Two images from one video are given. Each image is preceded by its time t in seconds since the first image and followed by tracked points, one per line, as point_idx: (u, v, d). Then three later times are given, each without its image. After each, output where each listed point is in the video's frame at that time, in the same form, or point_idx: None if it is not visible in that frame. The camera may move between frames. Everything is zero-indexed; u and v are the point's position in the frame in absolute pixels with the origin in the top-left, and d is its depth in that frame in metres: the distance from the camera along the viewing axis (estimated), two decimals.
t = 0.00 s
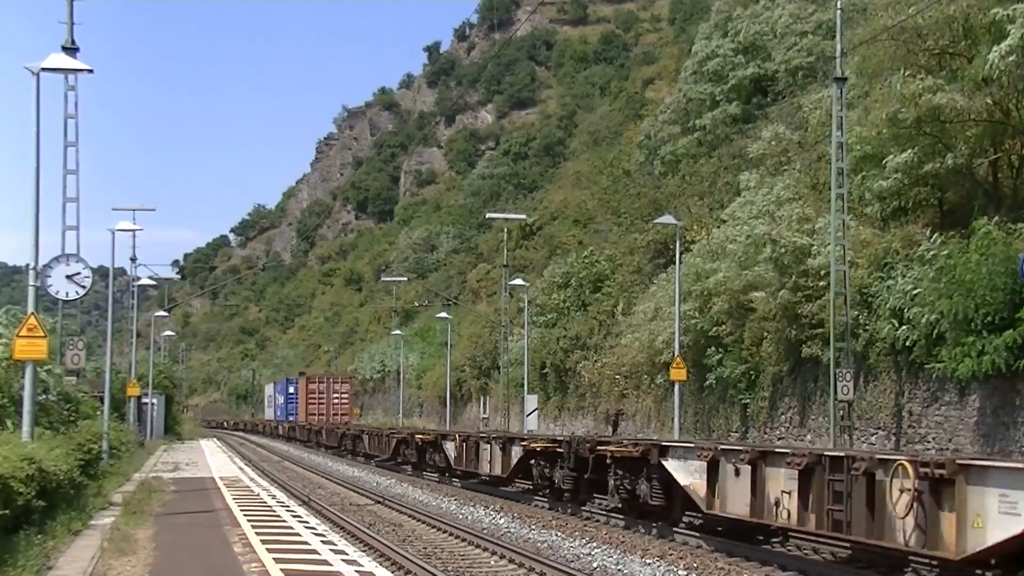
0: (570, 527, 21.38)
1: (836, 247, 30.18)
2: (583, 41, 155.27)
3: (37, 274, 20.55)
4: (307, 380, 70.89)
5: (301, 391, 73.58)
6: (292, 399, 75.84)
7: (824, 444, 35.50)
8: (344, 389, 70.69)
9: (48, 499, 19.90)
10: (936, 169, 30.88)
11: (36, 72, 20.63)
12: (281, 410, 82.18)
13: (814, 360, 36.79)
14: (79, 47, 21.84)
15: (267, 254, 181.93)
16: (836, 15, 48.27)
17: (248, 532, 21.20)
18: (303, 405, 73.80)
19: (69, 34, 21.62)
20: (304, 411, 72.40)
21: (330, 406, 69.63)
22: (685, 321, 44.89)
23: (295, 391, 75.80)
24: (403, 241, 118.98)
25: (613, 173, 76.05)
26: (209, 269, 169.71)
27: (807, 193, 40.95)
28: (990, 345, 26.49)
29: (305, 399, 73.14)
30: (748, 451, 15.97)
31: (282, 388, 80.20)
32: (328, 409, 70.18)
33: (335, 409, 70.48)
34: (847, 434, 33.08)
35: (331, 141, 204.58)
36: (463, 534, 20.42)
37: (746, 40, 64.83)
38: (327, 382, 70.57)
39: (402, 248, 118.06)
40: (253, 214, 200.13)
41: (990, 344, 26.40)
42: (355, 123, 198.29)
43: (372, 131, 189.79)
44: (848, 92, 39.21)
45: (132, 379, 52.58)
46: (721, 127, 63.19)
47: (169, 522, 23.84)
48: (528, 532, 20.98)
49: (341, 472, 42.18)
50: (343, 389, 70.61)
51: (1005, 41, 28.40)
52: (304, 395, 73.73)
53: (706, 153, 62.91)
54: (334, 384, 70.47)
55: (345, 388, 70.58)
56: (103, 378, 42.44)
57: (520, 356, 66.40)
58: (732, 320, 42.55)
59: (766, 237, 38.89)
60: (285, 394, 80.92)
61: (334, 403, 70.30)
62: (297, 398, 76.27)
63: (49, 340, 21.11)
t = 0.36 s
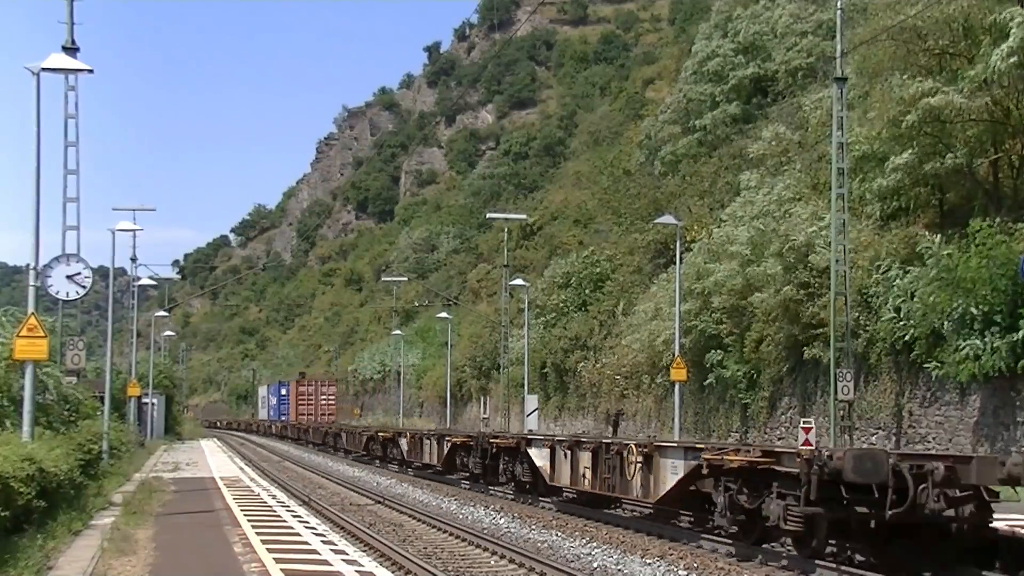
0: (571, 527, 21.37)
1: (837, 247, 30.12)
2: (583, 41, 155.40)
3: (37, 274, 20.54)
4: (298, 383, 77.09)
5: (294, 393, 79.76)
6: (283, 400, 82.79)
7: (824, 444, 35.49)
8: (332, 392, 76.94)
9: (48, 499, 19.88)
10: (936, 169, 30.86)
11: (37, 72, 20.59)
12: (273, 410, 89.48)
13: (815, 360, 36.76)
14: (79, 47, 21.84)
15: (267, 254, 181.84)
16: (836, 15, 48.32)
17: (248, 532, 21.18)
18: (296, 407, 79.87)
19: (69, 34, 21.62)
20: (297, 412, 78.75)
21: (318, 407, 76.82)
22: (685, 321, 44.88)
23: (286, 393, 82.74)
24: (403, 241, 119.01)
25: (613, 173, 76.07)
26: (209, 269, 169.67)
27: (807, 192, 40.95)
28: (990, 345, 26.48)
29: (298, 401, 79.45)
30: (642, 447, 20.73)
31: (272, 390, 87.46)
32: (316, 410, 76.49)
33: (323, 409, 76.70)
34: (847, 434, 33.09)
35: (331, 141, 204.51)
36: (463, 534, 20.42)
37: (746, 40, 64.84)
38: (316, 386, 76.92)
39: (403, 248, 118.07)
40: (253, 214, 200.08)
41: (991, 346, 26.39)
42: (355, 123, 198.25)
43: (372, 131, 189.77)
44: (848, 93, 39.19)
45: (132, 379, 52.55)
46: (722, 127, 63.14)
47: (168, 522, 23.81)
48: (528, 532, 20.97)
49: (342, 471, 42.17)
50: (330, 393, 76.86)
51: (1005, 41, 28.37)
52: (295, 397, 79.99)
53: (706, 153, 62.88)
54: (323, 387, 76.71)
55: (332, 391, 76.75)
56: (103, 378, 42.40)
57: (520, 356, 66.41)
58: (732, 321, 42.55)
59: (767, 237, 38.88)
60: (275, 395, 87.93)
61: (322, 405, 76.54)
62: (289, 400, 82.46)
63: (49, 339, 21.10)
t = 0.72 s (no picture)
0: (571, 527, 21.40)
1: (836, 246, 30.11)
2: (583, 42, 155.50)
3: (37, 274, 20.54)
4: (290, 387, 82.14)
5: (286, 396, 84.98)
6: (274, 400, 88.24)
7: (825, 444, 35.48)
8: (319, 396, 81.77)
9: (48, 499, 19.90)
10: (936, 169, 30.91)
11: (37, 72, 20.59)
12: (266, 410, 95.26)
13: (815, 361, 36.75)
14: (79, 47, 21.83)
15: (267, 254, 181.80)
16: (836, 15, 48.39)
17: (248, 532, 21.20)
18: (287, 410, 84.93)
19: (69, 34, 21.61)
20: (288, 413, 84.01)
21: (306, 407, 81.68)
22: (685, 321, 44.88)
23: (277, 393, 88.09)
24: (403, 241, 119.05)
25: (613, 173, 76.08)
26: (209, 269, 169.61)
27: (807, 192, 40.98)
28: (990, 345, 26.49)
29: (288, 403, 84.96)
30: (516, 439, 27.18)
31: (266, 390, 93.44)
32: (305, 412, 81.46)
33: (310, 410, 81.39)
34: (847, 434, 33.11)
35: (331, 141, 204.52)
36: (463, 534, 20.43)
37: (746, 40, 64.87)
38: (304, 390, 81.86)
39: (403, 248, 118.09)
40: (252, 213, 200.05)
41: (991, 345, 26.39)
42: (355, 122, 198.14)
43: (372, 131, 189.72)
44: (848, 92, 39.15)
45: (132, 379, 52.49)
46: (722, 126, 63.15)
47: (168, 522, 23.82)
48: (528, 532, 20.98)
49: (340, 472, 42.20)
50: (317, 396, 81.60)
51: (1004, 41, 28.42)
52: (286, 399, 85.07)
53: (706, 153, 62.85)
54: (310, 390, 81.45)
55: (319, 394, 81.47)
56: (102, 378, 42.36)
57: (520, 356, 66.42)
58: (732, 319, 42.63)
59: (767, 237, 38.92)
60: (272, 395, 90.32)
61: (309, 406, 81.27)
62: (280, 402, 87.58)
63: (49, 339, 21.11)
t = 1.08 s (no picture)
0: (571, 527, 21.38)
1: (836, 246, 30.08)
2: (583, 41, 155.58)
3: (37, 274, 20.54)
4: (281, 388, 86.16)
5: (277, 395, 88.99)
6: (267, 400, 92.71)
7: (825, 444, 35.46)
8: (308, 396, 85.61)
9: (48, 500, 19.91)
10: (937, 169, 30.96)
11: (37, 72, 20.60)
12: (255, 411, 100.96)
13: (814, 361, 36.73)
14: (79, 47, 21.83)
15: (267, 254, 181.70)
16: (836, 14, 48.37)
17: (248, 532, 21.17)
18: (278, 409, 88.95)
19: (69, 34, 21.61)
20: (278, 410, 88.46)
21: (297, 406, 85.53)
22: (685, 321, 44.88)
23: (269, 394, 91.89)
24: (403, 241, 119.05)
25: (613, 173, 76.08)
26: (209, 269, 169.57)
27: (807, 192, 40.98)
28: (990, 344, 26.54)
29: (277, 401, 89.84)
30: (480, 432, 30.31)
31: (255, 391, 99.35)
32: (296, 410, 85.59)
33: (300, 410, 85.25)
34: (847, 434, 33.11)
35: (331, 141, 204.50)
36: (463, 534, 20.40)
37: (746, 40, 64.89)
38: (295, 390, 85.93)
39: (403, 248, 118.09)
40: (252, 213, 200.00)
41: (990, 346, 26.44)
42: (355, 122, 198.04)
43: (372, 131, 189.67)
44: (848, 92, 39.13)
45: (132, 379, 52.45)
46: (722, 126, 63.15)
47: (167, 522, 23.78)
48: (528, 532, 20.96)
49: (340, 472, 42.21)
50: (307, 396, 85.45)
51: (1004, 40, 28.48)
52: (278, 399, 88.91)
53: (706, 153, 62.86)
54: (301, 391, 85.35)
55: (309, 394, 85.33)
56: (102, 377, 42.30)
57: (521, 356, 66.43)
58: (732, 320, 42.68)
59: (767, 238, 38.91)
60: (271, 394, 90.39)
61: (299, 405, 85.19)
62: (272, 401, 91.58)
63: (49, 339, 21.10)
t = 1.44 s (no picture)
0: (570, 527, 21.40)
1: (836, 246, 30.06)
2: (583, 42, 155.64)
3: (37, 274, 20.55)
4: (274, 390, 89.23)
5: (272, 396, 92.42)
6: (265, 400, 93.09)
7: (825, 444, 35.46)
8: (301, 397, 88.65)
9: (48, 500, 19.91)
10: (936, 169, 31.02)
11: (37, 72, 20.61)
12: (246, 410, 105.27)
13: (815, 361, 36.71)
14: (79, 47, 21.85)
15: (267, 254, 181.66)
16: (836, 14, 48.40)
17: (248, 532, 21.18)
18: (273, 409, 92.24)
19: (70, 34, 21.62)
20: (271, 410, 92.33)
21: (290, 407, 88.34)
22: (685, 321, 44.86)
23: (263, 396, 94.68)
24: (403, 241, 119.07)
25: (613, 173, 76.09)
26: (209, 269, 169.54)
27: (807, 192, 40.97)
28: (989, 343, 26.60)
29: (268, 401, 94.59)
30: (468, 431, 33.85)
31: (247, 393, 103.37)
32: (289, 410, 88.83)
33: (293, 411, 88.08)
34: (847, 434, 33.11)
35: (331, 142, 204.53)
36: (463, 534, 20.42)
37: (746, 40, 64.92)
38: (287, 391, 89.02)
39: (403, 248, 118.10)
40: (252, 213, 199.99)
41: (988, 346, 26.50)
42: (355, 122, 198.01)
43: (372, 131, 189.66)
44: (848, 92, 39.11)
45: (132, 379, 52.40)
46: (722, 126, 63.17)
47: (169, 522, 23.79)
48: (528, 531, 20.98)
49: (341, 472, 42.21)
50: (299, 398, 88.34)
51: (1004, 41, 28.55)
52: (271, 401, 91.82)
53: (706, 153, 62.89)
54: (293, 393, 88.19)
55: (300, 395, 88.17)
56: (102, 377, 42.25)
57: (521, 356, 66.46)
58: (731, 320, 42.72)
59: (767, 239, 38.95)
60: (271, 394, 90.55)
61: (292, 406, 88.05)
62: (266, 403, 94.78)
63: (49, 339, 21.09)
